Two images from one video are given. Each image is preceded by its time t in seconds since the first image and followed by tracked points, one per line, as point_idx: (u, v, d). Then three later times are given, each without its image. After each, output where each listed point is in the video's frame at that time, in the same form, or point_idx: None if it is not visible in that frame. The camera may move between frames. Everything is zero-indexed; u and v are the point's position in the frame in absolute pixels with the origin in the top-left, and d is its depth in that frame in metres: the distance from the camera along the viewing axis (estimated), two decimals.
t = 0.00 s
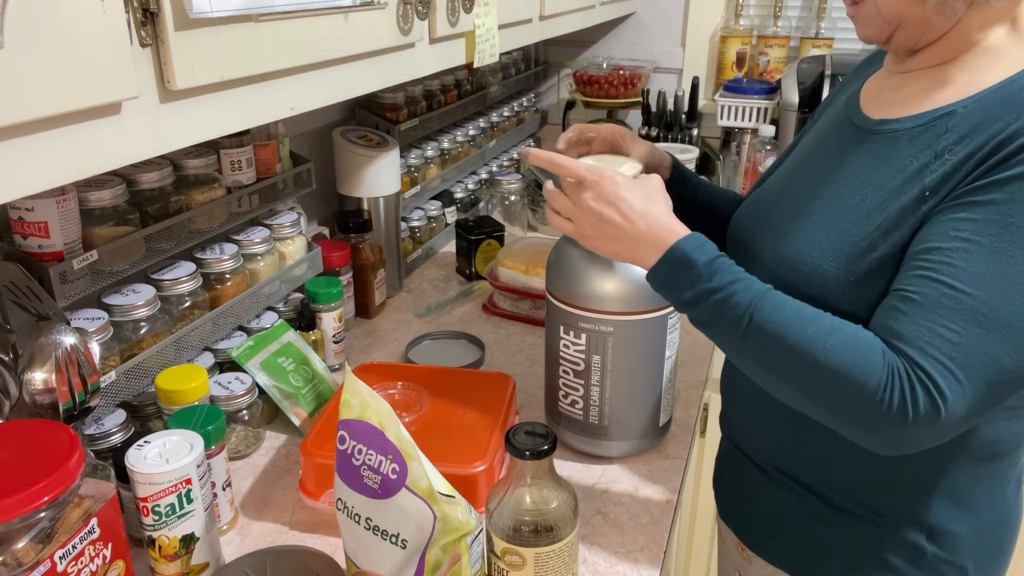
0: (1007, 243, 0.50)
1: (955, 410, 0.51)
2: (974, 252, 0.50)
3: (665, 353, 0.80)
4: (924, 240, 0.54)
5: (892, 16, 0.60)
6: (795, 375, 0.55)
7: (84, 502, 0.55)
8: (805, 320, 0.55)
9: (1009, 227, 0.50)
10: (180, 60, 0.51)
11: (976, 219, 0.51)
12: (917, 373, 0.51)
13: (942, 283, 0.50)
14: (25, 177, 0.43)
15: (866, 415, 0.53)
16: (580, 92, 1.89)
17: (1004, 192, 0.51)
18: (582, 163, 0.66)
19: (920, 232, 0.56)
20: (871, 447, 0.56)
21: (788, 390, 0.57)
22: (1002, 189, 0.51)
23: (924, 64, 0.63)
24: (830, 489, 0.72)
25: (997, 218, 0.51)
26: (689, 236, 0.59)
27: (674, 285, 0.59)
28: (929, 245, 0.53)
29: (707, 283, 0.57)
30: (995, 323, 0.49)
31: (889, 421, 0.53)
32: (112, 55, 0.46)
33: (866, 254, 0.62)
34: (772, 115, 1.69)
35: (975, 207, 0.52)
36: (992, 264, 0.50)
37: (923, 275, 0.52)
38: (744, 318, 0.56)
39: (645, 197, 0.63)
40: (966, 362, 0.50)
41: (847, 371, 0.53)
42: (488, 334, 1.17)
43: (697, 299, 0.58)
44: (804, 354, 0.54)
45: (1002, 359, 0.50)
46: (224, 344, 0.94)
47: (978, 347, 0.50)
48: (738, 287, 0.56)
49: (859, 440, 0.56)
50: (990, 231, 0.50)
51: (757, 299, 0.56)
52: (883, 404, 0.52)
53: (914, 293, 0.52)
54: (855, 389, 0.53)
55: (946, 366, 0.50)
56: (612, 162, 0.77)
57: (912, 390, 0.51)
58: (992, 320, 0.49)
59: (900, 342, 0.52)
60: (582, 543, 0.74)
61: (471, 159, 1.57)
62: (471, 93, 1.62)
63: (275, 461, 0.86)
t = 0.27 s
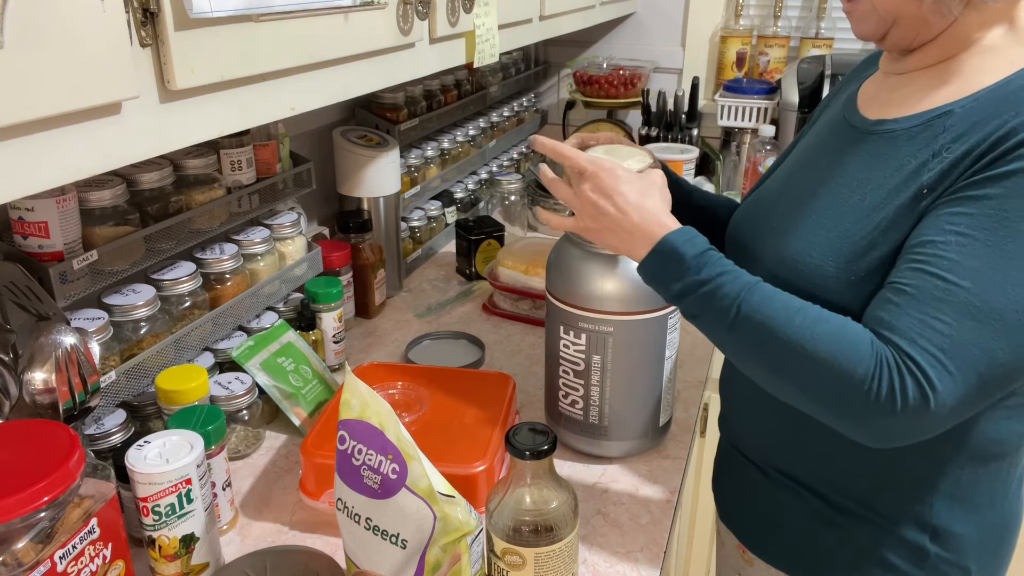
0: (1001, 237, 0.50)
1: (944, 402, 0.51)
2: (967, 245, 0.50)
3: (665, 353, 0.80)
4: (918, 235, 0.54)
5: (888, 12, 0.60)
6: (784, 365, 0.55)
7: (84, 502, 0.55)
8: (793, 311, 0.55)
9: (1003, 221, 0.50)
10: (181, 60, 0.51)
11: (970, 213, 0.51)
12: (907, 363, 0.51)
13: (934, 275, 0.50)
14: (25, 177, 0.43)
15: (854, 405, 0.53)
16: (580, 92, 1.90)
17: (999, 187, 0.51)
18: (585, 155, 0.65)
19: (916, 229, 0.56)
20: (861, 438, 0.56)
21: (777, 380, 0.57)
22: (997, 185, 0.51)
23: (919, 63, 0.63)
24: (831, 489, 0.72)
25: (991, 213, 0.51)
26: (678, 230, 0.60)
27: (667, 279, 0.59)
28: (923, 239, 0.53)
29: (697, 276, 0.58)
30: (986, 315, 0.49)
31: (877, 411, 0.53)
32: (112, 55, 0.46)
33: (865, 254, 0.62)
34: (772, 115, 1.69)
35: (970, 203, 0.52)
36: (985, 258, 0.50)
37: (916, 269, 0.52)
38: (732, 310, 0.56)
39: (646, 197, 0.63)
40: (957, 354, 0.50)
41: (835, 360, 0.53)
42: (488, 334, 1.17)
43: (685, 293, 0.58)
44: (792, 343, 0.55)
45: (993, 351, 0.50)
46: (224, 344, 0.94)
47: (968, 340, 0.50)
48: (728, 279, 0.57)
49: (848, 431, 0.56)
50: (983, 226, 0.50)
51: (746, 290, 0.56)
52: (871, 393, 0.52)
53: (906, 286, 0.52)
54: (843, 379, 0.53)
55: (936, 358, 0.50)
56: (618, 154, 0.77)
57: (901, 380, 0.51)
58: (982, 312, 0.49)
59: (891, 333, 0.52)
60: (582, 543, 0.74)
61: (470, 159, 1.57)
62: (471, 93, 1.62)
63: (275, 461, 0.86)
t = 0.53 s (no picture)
0: (999, 237, 0.50)
1: (945, 402, 0.51)
2: (967, 245, 0.50)
3: (665, 353, 0.80)
4: (918, 235, 0.54)
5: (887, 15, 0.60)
6: (785, 365, 0.55)
7: (84, 502, 0.55)
8: (795, 311, 0.55)
9: (1002, 221, 0.50)
10: (181, 60, 0.51)
11: (969, 214, 0.51)
12: (908, 364, 0.51)
13: (934, 276, 0.50)
14: (26, 177, 0.43)
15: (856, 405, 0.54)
16: (580, 92, 1.90)
17: (998, 187, 0.51)
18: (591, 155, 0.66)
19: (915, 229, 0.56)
20: (861, 438, 0.57)
21: (778, 380, 0.57)
22: (996, 185, 0.51)
23: (919, 63, 0.63)
24: (831, 489, 0.72)
25: (990, 213, 0.51)
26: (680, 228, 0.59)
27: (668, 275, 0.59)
28: (923, 239, 0.53)
29: (698, 275, 0.57)
30: (986, 316, 0.49)
31: (878, 411, 0.53)
32: (112, 55, 0.46)
33: (864, 254, 0.62)
34: (772, 115, 1.69)
35: (969, 203, 0.52)
36: (984, 258, 0.50)
37: (916, 269, 0.52)
38: (735, 309, 0.56)
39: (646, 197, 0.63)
40: (957, 354, 0.50)
41: (837, 360, 0.53)
42: (488, 334, 1.17)
43: (690, 289, 0.58)
44: (794, 343, 0.54)
45: (992, 352, 0.50)
46: (224, 344, 0.94)
47: (969, 340, 0.50)
48: (728, 278, 0.56)
49: (849, 431, 0.56)
50: (983, 226, 0.50)
51: (747, 290, 0.56)
52: (873, 394, 0.52)
53: (906, 287, 0.52)
54: (845, 379, 0.53)
55: (937, 359, 0.50)
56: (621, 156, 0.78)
57: (902, 381, 0.51)
58: (982, 313, 0.49)
59: (892, 334, 0.52)
60: (582, 543, 0.74)
61: (471, 159, 1.57)
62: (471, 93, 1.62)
63: (275, 461, 0.86)
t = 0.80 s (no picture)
0: (1011, 232, 0.50)
1: (959, 397, 0.51)
2: (978, 241, 0.50)
3: (665, 353, 0.80)
4: (928, 232, 0.54)
5: (887, 17, 0.60)
6: (801, 359, 0.55)
7: (84, 502, 0.55)
8: (812, 305, 0.55)
9: (1014, 217, 0.50)
10: (181, 60, 0.51)
11: (979, 210, 0.52)
12: (924, 360, 0.51)
13: (946, 272, 0.50)
14: (26, 177, 0.43)
15: (870, 402, 0.53)
16: (580, 92, 1.90)
17: (1008, 182, 0.51)
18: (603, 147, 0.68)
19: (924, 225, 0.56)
20: (873, 434, 0.57)
21: (792, 374, 0.56)
22: (1006, 180, 0.52)
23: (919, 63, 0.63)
24: (834, 487, 0.72)
25: (1000, 209, 0.51)
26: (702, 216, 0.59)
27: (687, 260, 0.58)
28: (934, 236, 0.53)
29: (716, 265, 0.57)
30: (1001, 311, 0.49)
31: (893, 408, 0.53)
32: (112, 55, 0.46)
33: (873, 249, 0.62)
34: (772, 115, 1.69)
35: (979, 198, 0.52)
36: (997, 254, 0.50)
37: (927, 265, 0.52)
38: (754, 299, 0.56)
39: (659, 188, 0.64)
40: (972, 350, 0.50)
41: (853, 356, 0.52)
42: (488, 334, 1.17)
43: (711, 273, 0.57)
44: (810, 337, 0.54)
45: (1005, 347, 0.50)
46: (224, 344, 0.94)
47: (984, 336, 0.50)
48: (745, 269, 0.56)
49: (861, 426, 0.56)
50: (994, 221, 0.51)
51: (766, 282, 0.56)
52: (888, 389, 0.52)
53: (918, 283, 0.52)
54: (861, 374, 0.53)
55: (952, 355, 0.50)
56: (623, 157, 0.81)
57: (918, 377, 0.51)
58: (997, 309, 0.49)
59: (907, 329, 0.52)
60: (582, 543, 0.74)
61: (471, 159, 1.57)
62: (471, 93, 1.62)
63: (275, 461, 0.86)
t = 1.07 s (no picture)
0: (1018, 229, 0.50)
1: (974, 395, 0.52)
2: (987, 239, 0.51)
3: (665, 353, 0.80)
4: (933, 229, 0.54)
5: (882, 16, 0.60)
6: (824, 360, 0.55)
7: (84, 502, 0.55)
8: (836, 303, 0.54)
9: (1018, 214, 0.51)
10: (181, 60, 0.51)
11: (986, 207, 0.52)
12: (942, 363, 0.51)
13: (956, 270, 0.51)
14: (26, 177, 0.43)
15: (891, 402, 0.54)
16: (580, 92, 1.90)
17: (1011, 179, 0.52)
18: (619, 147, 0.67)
19: (926, 223, 0.56)
20: (888, 432, 0.57)
21: (817, 374, 0.57)
22: (1009, 177, 0.52)
23: (911, 61, 0.63)
24: (838, 485, 0.72)
25: (1006, 206, 0.51)
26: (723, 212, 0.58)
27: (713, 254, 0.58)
28: (940, 233, 0.53)
29: (742, 262, 0.57)
30: (1015, 308, 0.50)
31: (910, 407, 0.54)
32: (112, 55, 0.46)
33: (875, 245, 0.63)
34: (772, 115, 1.69)
35: (983, 195, 0.52)
36: (1005, 250, 0.50)
37: (935, 263, 0.52)
38: (781, 296, 0.55)
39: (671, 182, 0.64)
40: (985, 348, 0.51)
41: (876, 356, 0.53)
42: (488, 334, 1.17)
43: (741, 264, 0.57)
44: (834, 337, 0.54)
45: (1017, 344, 0.51)
46: (224, 344, 0.94)
47: (997, 333, 0.50)
48: (772, 266, 0.56)
49: (879, 425, 0.57)
50: (1000, 218, 0.51)
51: (792, 279, 0.56)
52: (907, 390, 0.52)
53: (928, 282, 0.52)
54: (883, 375, 0.53)
55: (966, 353, 0.51)
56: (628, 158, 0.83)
57: (935, 376, 0.51)
58: (1008, 306, 0.50)
59: (922, 328, 0.52)
60: (582, 543, 0.74)
61: (471, 159, 1.56)
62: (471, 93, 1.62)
63: (275, 461, 0.86)
